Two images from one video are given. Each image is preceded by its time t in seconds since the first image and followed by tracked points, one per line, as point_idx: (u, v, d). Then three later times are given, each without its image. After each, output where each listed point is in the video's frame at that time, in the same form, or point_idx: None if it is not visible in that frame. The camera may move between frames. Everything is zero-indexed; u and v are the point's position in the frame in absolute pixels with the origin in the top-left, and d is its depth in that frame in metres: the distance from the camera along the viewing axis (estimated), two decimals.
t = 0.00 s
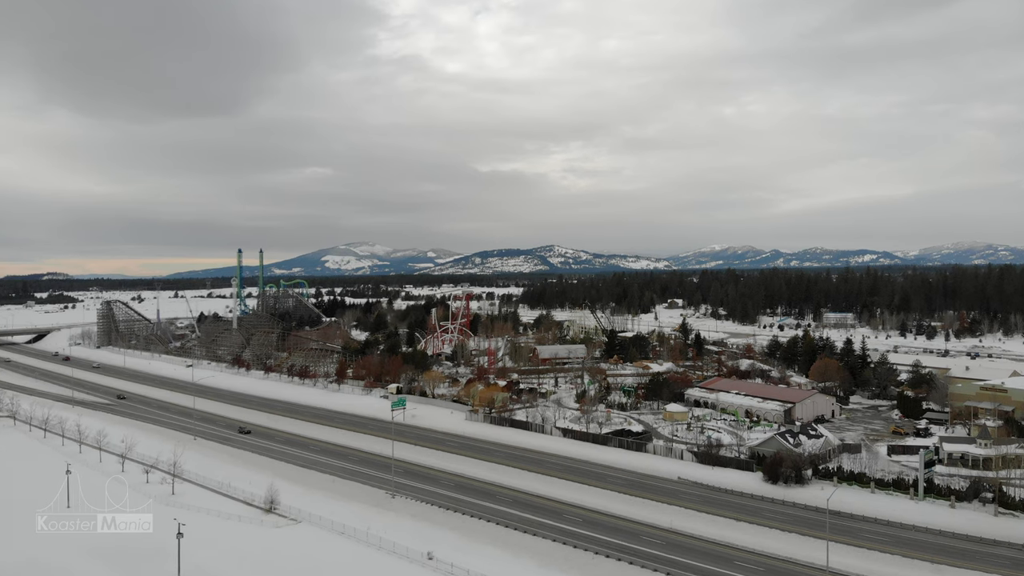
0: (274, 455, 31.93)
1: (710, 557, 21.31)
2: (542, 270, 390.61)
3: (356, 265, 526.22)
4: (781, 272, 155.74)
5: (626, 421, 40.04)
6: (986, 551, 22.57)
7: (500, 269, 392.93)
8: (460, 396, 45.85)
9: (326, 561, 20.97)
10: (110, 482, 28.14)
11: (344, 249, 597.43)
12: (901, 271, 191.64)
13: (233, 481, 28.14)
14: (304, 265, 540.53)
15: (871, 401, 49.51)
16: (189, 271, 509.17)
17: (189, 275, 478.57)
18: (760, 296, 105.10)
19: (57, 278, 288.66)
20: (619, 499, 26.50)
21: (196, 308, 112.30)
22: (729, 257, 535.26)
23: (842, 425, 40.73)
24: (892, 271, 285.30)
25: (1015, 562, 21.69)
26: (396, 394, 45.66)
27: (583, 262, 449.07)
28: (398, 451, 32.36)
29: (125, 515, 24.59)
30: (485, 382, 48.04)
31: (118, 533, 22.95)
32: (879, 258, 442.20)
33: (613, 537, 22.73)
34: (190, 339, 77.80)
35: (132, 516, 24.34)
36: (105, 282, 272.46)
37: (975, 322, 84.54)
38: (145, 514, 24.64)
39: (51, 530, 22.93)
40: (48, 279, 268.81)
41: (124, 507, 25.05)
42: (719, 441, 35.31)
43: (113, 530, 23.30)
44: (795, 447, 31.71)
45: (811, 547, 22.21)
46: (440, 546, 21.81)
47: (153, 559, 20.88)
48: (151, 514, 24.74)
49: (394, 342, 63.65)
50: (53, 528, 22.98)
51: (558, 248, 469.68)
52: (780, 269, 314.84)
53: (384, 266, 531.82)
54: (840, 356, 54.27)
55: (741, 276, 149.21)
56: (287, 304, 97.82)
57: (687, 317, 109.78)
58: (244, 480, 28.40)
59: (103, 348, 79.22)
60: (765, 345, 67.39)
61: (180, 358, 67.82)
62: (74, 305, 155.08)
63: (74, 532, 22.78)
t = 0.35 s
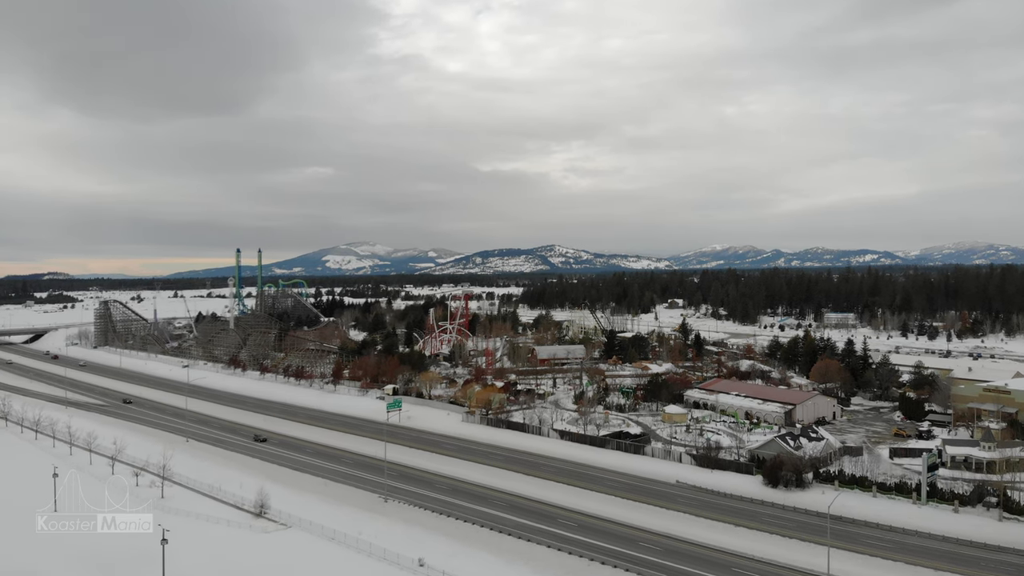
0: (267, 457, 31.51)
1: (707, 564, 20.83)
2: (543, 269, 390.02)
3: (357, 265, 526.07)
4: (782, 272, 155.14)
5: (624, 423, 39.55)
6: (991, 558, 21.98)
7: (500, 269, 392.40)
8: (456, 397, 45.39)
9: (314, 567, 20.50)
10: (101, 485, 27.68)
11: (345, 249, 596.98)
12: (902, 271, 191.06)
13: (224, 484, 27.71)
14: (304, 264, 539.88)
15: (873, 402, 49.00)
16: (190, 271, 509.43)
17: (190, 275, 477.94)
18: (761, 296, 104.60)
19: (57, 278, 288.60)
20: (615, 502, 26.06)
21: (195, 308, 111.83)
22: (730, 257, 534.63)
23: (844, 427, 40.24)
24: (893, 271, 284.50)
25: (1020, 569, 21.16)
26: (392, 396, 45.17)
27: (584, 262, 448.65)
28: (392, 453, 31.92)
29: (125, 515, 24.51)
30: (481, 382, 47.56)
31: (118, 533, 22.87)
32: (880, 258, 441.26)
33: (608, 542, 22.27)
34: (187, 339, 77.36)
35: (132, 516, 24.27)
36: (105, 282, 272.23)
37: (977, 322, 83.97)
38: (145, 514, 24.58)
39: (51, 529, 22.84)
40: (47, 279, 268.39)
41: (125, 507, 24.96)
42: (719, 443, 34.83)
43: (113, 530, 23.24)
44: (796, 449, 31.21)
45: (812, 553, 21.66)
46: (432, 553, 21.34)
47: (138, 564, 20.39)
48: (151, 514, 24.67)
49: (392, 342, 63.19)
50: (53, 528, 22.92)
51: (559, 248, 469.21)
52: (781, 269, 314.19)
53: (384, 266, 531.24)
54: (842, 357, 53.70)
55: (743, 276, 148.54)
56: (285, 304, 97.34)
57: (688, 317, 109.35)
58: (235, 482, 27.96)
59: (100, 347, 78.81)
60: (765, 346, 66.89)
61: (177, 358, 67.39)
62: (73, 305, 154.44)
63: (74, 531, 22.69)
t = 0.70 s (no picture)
0: (259, 459, 31.04)
1: (705, 570, 20.32)
2: (544, 269, 389.46)
3: (357, 265, 525.86)
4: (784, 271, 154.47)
5: (622, 425, 39.03)
6: (997, 565, 21.43)
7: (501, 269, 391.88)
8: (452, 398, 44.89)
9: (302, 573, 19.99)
10: (90, 488, 27.18)
11: (346, 249, 596.73)
12: (903, 271, 190.42)
13: (214, 488, 27.24)
14: (304, 264, 539.45)
15: (874, 403, 48.50)
16: (191, 270, 509.55)
17: (191, 275, 477.89)
18: (761, 295, 104.08)
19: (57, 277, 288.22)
20: (612, 507, 25.58)
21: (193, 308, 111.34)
22: (731, 257, 533.94)
23: (845, 429, 39.71)
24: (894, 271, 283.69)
25: None
26: (388, 397, 44.69)
27: (585, 262, 448.05)
28: (386, 456, 31.43)
29: (125, 515, 24.39)
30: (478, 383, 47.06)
31: (118, 533, 22.74)
32: (881, 258, 440.34)
33: (604, 549, 21.77)
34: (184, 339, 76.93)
35: (133, 516, 24.16)
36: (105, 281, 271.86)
37: (979, 322, 83.35)
38: (145, 514, 24.46)
39: (52, 529, 22.72)
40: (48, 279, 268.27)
41: (125, 507, 24.85)
42: (718, 446, 34.34)
43: (114, 530, 23.11)
44: (796, 452, 30.70)
45: (812, 560, 21.15)
46: (423, 559, 20.84)
47: (126, 569, 19.98)
48: (152, 514, 24.57)
49: (390, 342, 62.74)
50: (53, 528, 22.81)
51: (560, 248, 468.57)
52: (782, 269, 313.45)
53: (385, 266, 530.81)
54: (843, 358, 53.16)
55: (743, 276, 147.89)
56: (284, 304, 96.85)
57: (688, 317, 108.84)
58: (225, 486, 27.49)
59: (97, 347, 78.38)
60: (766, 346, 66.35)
61: (173, 358, 66.95)
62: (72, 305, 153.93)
63: (74, 531, 22.56)
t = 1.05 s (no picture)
0: (250, 462, 30.53)
1: None
2: (544, 269, 389.03)
3: (358, 265, 525.45)
4: (785, 271, 153.83)
5: (620, 427, 38.45)
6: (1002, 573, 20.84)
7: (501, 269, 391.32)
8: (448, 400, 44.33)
9: None
10: (84, 490, 26.89)
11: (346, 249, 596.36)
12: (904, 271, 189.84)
13: (203, 492, 26.71)
14: (305, 264, 538.92)
15: (875, 405, 47.89)
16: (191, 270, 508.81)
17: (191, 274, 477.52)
18: (762, 295, 103.55)
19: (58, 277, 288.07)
20: (608, 512, 25.04)
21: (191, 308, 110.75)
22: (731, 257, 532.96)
23: (846, 432, 39.12)
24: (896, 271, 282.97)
25: None
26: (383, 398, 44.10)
27: (585, 262, 447.39)
28: (379, 460, 30.89)
29: (125, 515, 24.27)
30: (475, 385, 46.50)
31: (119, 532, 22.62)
32: (882, 258, 439.50)
33: (599, 555, 21.23)
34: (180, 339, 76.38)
35: (133, 516, 24.04)
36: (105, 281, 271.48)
37: (981, 322, 82.71)
38: (145, 513, 24.34)
39: (52, 529, 22.63)
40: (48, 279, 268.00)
41: (125, 507, 24.74)
42: (717, 449, 33.76)
43: (113, 530, 22.98)
44: (796, 456, 30.08)
45: (812, 568, 20.59)
46: (413, 567, 20.30)
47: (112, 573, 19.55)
48: (151, 514, 24.44)
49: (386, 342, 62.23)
50: (53, 528, 22.71)
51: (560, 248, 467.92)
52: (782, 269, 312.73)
53: (385, 266, 529.80)
54: (844, 359, 52.55)
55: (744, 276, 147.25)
56: (281, 304, 96.25)
57: (688, 317, 108.22)
58: (214, 490, 26.95)
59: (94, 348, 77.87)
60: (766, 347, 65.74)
61: (169, 359, 66.42)
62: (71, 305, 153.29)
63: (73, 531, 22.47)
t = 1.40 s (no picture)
0: (243, 464, 30.13)
1: None
2: (544, 269, 388.62)
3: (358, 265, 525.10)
4: (786, 271, 153.35)
5: (618, 429, 37.98)
6: None
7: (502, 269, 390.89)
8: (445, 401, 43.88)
9: None
10: (77, 491, 26.65)
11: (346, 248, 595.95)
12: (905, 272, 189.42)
13: (192, 495, 26.30)
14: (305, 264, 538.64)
15: (876, 407, 47.36)
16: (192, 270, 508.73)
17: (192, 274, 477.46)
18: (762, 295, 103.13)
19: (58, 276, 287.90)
20: (604, 516, 24.59)
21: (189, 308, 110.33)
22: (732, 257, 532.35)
23: (846, 434, 38.63)
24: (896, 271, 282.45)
25: None
26: (378, 400, 43.66)
27: (586, 262, 446.89)
28: (373, 463, 30.44)
29: (125, 515, 24.14)
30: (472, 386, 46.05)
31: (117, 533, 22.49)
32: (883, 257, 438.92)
33: (595, 561, 20.79)
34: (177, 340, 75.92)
35: (133, 516, 23.93)
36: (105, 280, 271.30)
37: (983, 323, 82.17)
38: (145, 514, 24.24)
39: (51, 529, 22.55)
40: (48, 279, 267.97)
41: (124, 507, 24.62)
42: (716, 451, 33.29)
43: (113, 530, 22.88)
44: (796, 459, 29.59)
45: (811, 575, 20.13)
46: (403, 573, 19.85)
47: None
48: (150, 514, 24.35)
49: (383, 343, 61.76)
50: (53, 528, 22.65)
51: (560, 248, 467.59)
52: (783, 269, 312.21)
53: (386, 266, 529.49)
54: (844, 360, 52.05)
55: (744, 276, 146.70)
56: (279, 304, 95.74)
57: (688, 317, 107.72)
58: (204, 494, 26.53)
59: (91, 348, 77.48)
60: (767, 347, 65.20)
61: (165, 359, 65.99)
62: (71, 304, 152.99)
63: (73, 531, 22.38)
